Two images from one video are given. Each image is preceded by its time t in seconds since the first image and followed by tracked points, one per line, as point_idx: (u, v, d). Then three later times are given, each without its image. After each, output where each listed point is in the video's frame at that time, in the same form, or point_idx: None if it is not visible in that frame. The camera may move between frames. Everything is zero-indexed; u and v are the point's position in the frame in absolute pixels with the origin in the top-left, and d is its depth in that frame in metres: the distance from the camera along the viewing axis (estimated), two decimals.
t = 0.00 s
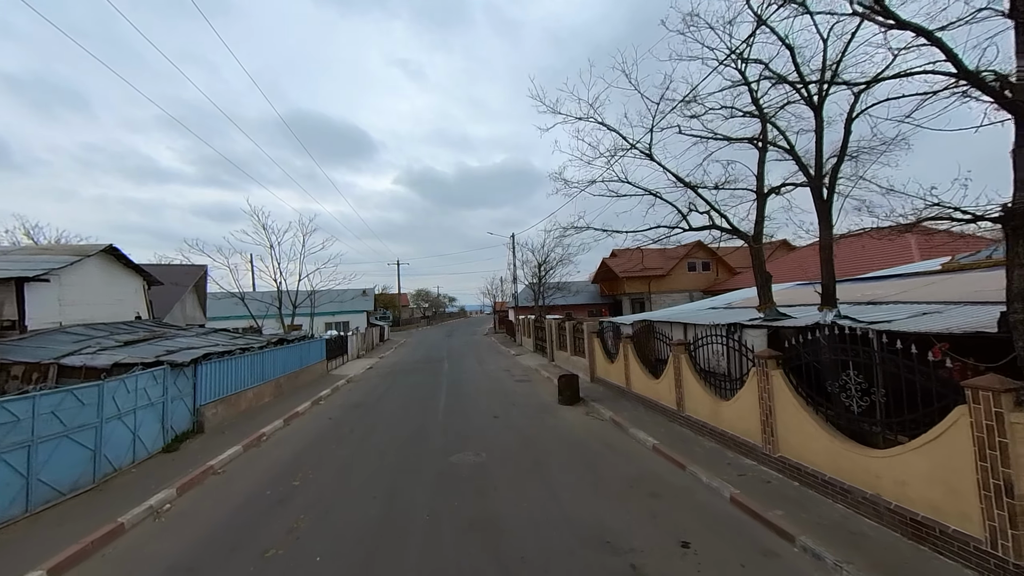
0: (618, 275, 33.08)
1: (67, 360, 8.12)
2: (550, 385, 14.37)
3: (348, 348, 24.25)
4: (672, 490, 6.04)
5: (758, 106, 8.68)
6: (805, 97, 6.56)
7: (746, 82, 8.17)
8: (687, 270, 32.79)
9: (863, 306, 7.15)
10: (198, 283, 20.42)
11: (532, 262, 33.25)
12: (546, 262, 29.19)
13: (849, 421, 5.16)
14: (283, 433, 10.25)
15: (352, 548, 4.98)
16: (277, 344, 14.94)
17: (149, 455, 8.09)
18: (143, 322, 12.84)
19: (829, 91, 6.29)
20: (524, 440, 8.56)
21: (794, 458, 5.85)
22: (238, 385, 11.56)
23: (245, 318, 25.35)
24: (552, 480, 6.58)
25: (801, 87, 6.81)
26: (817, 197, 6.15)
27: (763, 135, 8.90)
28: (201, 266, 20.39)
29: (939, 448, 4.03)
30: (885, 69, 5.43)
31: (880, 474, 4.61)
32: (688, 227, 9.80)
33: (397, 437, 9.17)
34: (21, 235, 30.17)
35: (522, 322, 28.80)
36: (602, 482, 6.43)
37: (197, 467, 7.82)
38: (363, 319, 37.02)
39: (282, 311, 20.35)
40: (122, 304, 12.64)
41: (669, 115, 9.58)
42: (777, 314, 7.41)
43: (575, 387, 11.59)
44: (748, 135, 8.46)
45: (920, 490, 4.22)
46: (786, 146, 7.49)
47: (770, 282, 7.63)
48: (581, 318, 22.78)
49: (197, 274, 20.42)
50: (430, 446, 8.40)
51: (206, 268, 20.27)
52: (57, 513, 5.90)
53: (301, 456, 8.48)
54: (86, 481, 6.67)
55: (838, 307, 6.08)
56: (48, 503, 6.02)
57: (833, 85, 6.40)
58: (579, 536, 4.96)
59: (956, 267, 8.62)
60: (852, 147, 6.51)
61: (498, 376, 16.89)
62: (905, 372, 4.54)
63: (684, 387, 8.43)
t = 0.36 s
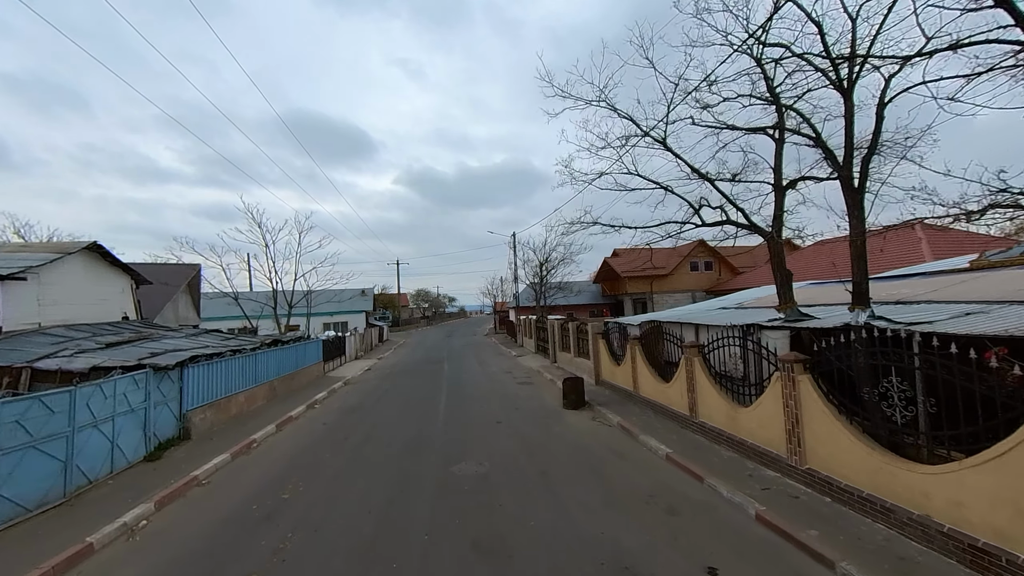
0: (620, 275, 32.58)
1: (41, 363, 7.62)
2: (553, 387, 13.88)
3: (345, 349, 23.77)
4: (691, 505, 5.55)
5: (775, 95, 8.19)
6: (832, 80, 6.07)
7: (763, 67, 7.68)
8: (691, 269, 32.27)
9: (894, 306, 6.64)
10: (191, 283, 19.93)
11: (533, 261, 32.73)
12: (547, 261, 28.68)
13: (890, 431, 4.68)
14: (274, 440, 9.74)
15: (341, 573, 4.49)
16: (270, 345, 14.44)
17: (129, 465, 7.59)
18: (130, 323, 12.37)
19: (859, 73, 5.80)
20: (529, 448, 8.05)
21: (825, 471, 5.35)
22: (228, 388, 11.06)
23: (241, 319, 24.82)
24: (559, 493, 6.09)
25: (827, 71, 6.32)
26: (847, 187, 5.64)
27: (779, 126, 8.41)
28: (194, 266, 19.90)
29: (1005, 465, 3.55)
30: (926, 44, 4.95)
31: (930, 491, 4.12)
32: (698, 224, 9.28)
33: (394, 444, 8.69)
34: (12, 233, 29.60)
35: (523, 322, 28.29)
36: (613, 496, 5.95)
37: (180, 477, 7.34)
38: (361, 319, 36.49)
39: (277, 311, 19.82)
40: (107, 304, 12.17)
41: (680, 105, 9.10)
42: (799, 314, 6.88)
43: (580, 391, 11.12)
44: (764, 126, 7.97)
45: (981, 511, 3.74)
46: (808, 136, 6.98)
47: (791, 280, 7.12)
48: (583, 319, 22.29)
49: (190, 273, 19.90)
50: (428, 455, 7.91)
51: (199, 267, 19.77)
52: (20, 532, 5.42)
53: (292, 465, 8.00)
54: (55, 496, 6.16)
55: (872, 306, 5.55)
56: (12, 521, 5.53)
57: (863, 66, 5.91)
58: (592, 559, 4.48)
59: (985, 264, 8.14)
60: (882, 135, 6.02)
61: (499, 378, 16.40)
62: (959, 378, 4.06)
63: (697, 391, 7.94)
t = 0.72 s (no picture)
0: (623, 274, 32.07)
1: (15, 366, 7.14)
2: (557, 390, 13.39)
3: (343, 350, 23.28)
4: (716, 524, 5.06)
5: (797, 83, 7.73)
6: (867, 58, 5.60)
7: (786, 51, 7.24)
8: (695, 268, 31.77)
9: (931, 306, 6.17)
10: (185, 282, 19.43)
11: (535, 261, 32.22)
12: (549, 260, 28.17)
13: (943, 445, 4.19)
14: (265, 446, 9.25)
15: None
16: (265, 347, 13.95)
17: (109, 475, 7.09)
18: (118, 324, 11.89)
19: (899, 49, 5.33)
20: (535, 458, 7.56)
21: (864, 487, 4.87)
22: (218, 392, 10.58)
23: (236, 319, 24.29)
24: (570, 509, 5.60)
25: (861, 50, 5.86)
26: (887, 175, 5.14)
27: (801, 116, 7.96)
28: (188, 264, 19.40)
29: None
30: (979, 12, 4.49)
31: (997, 516, 3.62)
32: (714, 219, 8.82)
33: (391, 453, 8.19)
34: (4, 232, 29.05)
35: (525, 323, 27.79)
36: (629, 512, 5.46)
37: (161, 488, 6.85)
38: (360, 319, 35.98)
39: (273, 311, 19.33)
40: (94, 304, 11.69)
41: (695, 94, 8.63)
42: (827, 315, 6.41)
43: (587, 395, 10.63)
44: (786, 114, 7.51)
45: None
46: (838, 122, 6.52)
47: (817, 278, 6.63)
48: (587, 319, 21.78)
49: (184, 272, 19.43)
50: (427, 464, 7.42)
51: (193, 266, 19.28)
52: None
53: (283, 475, 7.51)
54: (24, 511, 5.67)
55: (915, 306, 5.05)
56: None
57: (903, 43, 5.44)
58: None
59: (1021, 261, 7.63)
60: (923, 120, 5.56)
61: (501, 380, 15.90)
62: None
63: (715, 397, 7.46)
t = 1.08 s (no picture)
0: (626, 274, 31.58)
1: None
2: (562, 393, 12.89)
3: (341, 351, 22.79)
4: (744, 546, 4.58)
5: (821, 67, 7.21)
6: (908, 31, 5.08)
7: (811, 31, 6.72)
8: (699, 267, 31.27)
9: (972, 306, 5.68)
10: (177, 282, 18.94)
11: (536, 260, 31.69)
12: (551, 259, 27.65)
13: (1006, 464, 3.70)
14: (254, 454, 8.75)
15: None
16: (258, 348, 13.45)
17: (83, 488, 6.60)
18: (103, 325, 11.41)
19: (947, 20, 4.80)
20: (541, 469, 7.06)
21: (908, 506, 4.38)
22: (206, 396, 10.06)
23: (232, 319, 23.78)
24: (581, 529, 5.11)
25: (899, 26, 5.36)
26: (934, 160, 4.64)
27: (824, 102, 7.46)
28: (181, 264, 18.93)
29: None
30: None
31: None
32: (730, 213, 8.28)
33: (387, 462, 7.71)
34: None
35: (526, 323, 27.27)
36: (647, 532, 4.97)
37: (138, 503, 6.35)
38: (358, 319, 35.46)
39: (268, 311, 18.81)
40: (78, 304, 11.22)
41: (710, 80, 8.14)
42: (858, 316, 5.90)
43: (593, 399, 10.14)
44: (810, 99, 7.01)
45: None
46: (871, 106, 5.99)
47: (846, 276, 6.13)
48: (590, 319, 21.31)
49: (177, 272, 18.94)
50: (426, 476, 6.93)
51: (186, 265, 18.79)
52: None
53: (271, 487, 7.02)
54: None
55: (966, 306, 4.55)
56: None
57: (949, 14, 4.92)
58: None
59: None
60: (971, 100, 5.03)
61: (503, 382, 15.42)
62: None
63: (733, 403, 6.98)
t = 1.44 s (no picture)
0: (629, 273, 31.11)
1: None
2: (566, 397, 12.41)
3: (339, 352, 22.34)
4: (779, 573, 4.11)
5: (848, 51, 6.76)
6: (957, 3, 4.61)
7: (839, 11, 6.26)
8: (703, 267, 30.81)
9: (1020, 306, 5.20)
10: (172, 281, 18.49)
11: (538, 259, 31.21)
12: (553, 258, 27.15)
13: None
14: (243, 463, 8.25)
15: None
16: (251, 350, 12.97)
17: (55, 503, 6.11)
18: (90, 325, 10.96)
19: None
20: (549, 481, 6.57)
21: (965, 531, 3.91)
22: (195, 401, 9.59)
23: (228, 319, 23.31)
24: (596, 551, 4.63)
25: None
26: (989, 143, 4.18)
27: (850, 89, 7.00)
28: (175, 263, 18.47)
29: None
30: None
31: None
32: (748, 208, 7.81)
33: (384, 472, 7.24)
34: None
35: (527, 324, 26.67)
36: (669, 555, 4.50)
37: (115, 518, 5.88)
38: (357, 319, 34.98)
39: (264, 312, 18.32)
40: (64, 303, 10.78)
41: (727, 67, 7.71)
42: (895, 317, 5.43)
43: (601, 403, 9.66)
44: (835, 85, 6.57)
45: None
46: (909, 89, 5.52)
47: (881, 277, 5.70)
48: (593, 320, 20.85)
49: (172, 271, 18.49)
50: (425, 489, 6.44)
51: (181, 264, 18.35)
52: None
53: (259, 500, 6.55)
54: None
55: None
56: None
57: None
58: None
59: None
60: None
61: (505, 385, 14.95)
62: None
63: (756, 411, 6.50)
